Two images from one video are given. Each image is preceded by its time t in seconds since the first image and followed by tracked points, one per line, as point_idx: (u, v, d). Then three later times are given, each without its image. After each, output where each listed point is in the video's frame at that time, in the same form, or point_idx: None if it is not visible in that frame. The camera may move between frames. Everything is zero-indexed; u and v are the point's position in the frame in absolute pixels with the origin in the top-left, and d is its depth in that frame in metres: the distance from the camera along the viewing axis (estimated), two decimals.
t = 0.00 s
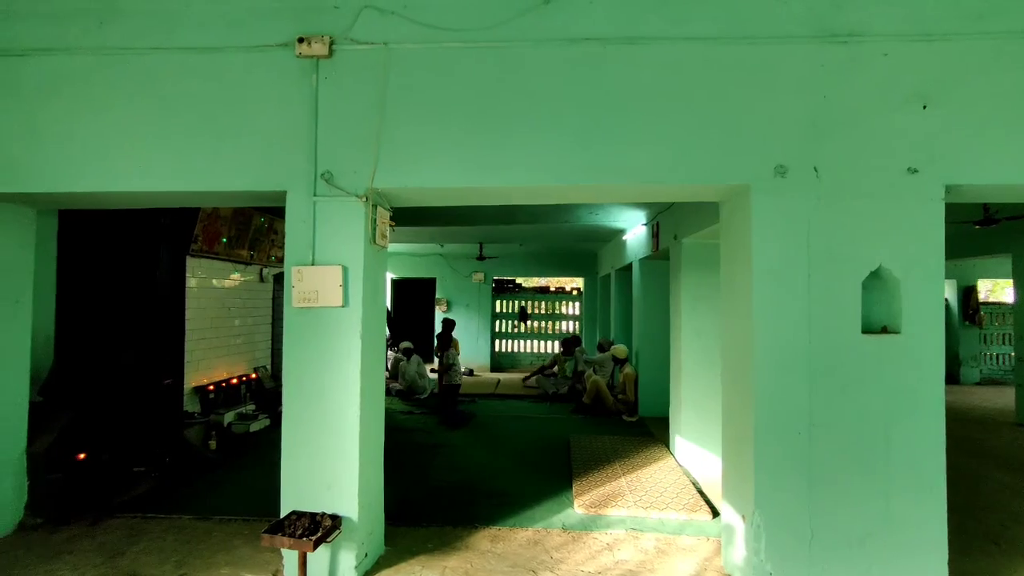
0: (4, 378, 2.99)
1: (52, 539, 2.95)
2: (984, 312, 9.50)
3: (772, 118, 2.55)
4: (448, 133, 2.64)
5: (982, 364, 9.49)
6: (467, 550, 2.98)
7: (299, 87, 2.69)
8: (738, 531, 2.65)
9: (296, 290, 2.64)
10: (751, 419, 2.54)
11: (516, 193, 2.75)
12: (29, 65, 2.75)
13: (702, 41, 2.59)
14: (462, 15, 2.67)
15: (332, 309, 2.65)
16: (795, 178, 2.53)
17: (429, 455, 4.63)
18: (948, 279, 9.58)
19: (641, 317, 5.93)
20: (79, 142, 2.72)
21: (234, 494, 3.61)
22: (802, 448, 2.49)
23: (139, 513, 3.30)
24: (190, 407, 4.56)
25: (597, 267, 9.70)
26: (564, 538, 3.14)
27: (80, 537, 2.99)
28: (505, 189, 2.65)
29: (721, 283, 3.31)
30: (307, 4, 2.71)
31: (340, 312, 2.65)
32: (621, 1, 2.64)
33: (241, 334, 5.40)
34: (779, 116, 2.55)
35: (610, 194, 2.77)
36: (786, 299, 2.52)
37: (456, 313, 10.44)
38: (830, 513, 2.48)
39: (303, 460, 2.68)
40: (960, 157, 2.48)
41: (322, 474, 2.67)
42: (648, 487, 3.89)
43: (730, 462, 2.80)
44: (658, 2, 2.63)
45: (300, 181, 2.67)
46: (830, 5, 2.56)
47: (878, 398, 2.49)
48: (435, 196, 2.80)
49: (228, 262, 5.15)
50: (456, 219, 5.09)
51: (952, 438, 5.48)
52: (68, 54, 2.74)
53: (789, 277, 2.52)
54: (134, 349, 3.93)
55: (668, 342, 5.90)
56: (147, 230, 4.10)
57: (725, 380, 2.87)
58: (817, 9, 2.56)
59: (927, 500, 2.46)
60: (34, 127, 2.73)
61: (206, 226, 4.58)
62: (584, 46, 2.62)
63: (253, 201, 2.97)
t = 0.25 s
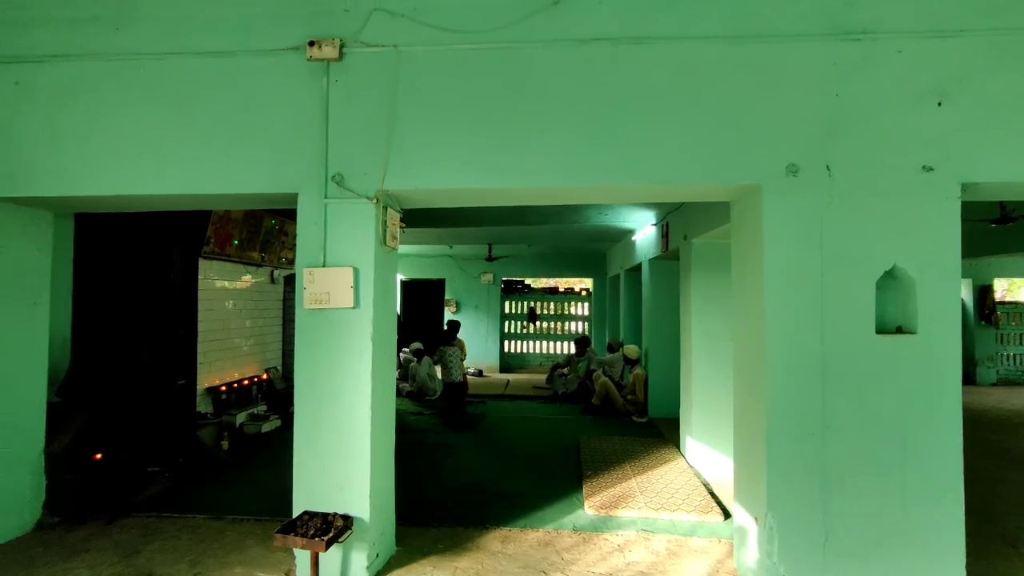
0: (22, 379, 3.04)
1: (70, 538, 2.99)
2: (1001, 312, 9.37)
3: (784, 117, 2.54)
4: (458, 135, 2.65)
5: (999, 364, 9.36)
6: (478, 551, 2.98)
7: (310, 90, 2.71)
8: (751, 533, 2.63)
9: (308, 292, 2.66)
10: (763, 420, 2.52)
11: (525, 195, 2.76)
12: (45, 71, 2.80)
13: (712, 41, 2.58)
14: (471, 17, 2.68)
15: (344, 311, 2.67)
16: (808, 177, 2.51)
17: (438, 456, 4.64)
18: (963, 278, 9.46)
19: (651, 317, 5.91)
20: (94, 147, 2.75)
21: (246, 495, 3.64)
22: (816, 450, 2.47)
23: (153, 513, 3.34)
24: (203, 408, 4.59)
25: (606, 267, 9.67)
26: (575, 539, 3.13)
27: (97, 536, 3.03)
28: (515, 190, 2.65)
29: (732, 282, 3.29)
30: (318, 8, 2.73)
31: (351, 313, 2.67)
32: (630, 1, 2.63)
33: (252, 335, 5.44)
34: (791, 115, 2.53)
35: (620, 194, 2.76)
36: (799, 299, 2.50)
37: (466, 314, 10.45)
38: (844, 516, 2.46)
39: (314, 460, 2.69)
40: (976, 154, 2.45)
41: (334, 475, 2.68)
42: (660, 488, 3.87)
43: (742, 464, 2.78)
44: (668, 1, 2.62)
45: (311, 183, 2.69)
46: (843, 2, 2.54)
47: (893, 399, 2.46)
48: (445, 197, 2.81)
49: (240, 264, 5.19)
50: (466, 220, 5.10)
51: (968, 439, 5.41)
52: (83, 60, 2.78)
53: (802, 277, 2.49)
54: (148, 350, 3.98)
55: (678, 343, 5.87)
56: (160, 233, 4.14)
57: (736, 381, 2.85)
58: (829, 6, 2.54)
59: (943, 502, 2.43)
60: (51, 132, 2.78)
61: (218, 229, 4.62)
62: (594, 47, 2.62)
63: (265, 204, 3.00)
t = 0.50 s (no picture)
0: (45, 379, 3.10)
1: (92, 536, 3.05)
2: None
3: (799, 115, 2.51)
4: (471, 136, 2.66)
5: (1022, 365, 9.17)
6: (492, 552, 2.98)
7: (324, 94, 2.74)
8: (767, 536, 2.60)
9: (323, 293, 2.68)
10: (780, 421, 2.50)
11: (538, 196, 2.76)
12: (67, 78, 2.86)
13: (726, 39, 2.56)
14: (483, 19, 2.68)
15: (358, 312, 2.69)
16: (824, 176, 2.48)
17: (452, 457, 4.66)
18: (985, 277, 9.27)
19: (664, 318, 5.88)
20: (115, 152, 2.81)
21: (262, 494, 3.68)
22: (834, 452, 2.44)
23: (172, 512, 3.39)
24: (219, 408, 4.65)
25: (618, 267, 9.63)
26: (589, 540, 3.12)
27: (119, 534, 3.08)
28: (528, 190, 2.66)
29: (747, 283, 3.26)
30: (331, 12, 2.76)
31: (366, 315, 2.69)
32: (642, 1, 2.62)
33: (267, 337, 5.50)
34: (806, 113, 2.51)
35: (633, 194, 2.75)
36: (816, 299, 2.47)
37: (478, 315, 10.47)
38: (863, 519, 2.42)
39: (329, 461, 2.72)
40: (998, 151, 2.40)
41: (349, 475, 2.70)
42: (674, 490, 3.84)
43: (758, 466, 2.75)
44: None
45: (326, 186, 2.72)
46: None
47: (914, 400, 2.42)
48: (458, 199, 2.83)
49: (255, 266, 5.25)
50: (478, 222, 5.11)
51: (991, 441, 5.30)
52: (104, 67, 2.83)
53: (819, 277, 2.46)
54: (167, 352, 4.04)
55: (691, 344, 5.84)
56: (178, 236, 4.20)
57: (752, 383, 2.82)
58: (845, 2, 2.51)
59: (966, 505, 2.39)
60: (73, 138, 2.83)
61: (233, 231, 4.67)
62: (606, 47, 2.62)
63: (280, 206, 3.03)
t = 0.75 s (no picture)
0: (72, 379, 3.18)
1: (118, 533, 3.12)
2: None
3: (819, 112, 2.47)
4: (488, 138, 2.66)
5: None
6: (509, 552, 2.98)
7: (342, 97, 2.77)
8: (788, 539, 2.57)
9: (341, 294, 2.71)
10: (800, 423, 2.46)
11: (554, 196, 2.75)
12: (93, 85, 2.93)
13: (744, 37, 2.54)
14: (499, 21, 2.69)
15: (375, 313, 2.71)
16: (845, 174, 2.44)
17: (468, 457, 4.68)
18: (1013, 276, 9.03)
19: (680, 318, 5.84)
20: (139, 157, 2.87)
21: (282, 493, 3.72)
22: (857, 454, 2.40)
23: (195, 510, 3.45)
24: (239, 408, 4.72)
25: (634, 266, 9.58)
26: (606, 542, 3.11)
27: (143, 531, 3.15)
28: (544, 191, 2.66)
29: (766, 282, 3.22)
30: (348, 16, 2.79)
31: (384, 316, 2.71)
32: None
33: (286, 337, 5.57)
34: (827, 110, 2.47)
35: (651, 194, 2.73)
36: (837, 299, 2.43)
37: (493, 316, 10.48)
38: (887, 522, 2.38)
39: (348, 460, 2.74)
40: None
41: (368, 475, 2.73)
42: (692, 492, 3.81)
43: (778, 468, 2.72)
44: None
45: (344, 188, 2.74)
46: None
47: (940, 402, 2.38)
48: (474, 200, 2.84)
49: (274, 268, 5.32)
50: (494, 223, 5.12)
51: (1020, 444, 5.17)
52: (128, 74, 2.90)
53: (841, 277, 2.43)
54: (189, 352, 4.07)
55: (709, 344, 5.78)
56: (200, 237, 4.23)
57: (772, 384, 2.79)
58: None
59: (995, 509, 2.33)
60: (99, 144, 2.90)
61: (252, 234, 4.73)
62: (622, 46, 2.61)
63: (299, 209, 3.07)
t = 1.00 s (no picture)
0: (102, 378, 3.26)
1: (147, 529, 3.19)
2: None
3: (844, 108, 2.43)
4: (508, 139, 2.67)
5: None
6: (529, 553, 2.98)
7: (363, 100, 2.80)
8: (813, 543, 2.52)
9: (362, 295, 2.74)
10: (826, 426, 2.42)
11: (574, 197, 2.75)
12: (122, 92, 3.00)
13: (766, 34, 2.50)
14: (518, 22, 2.69)
15: (396, 314, 2.73)
16: (872, 171, 2.39)
17: (487, 458, 4.69)
18: None
19: (700, 318, 5.77)
20: (167, 162, 2.93)
21: (304, 492, 3.77)
22: (885, 458, 2.35)
23: (221, 507, 3.52)
24: (262, 407, 4.80)
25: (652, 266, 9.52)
26: (627, 544, 3.09)
27: (171, 527, 3.21)
28: (564, 192, 2.65)
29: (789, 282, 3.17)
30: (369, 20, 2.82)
31: (405, 317, 2.73)
32: None
33: (306, 338, 5.64)
34: (852, 106, 2.42)
35: (671, 193, 2.71)
36: (864, 299, 2.38)
37: (511, 316, 10.48)
38: (917, 528, 2.33)
39: (370, 460, 2.77)
40: None
41: (389, 474, 2.75)
42: (713, 494, 3.77)
43: (802, 471, 2.68)
44: None
45: (365, 190, 2.77)
46: None
47: (972, 404, 2.32)
48: (494, 201, 2.84)
49: (294, 269, 5.39)
50: (512, 223, 5.12)
51: None
52: (155, 80, 2.96)
53: (868, 276, 2.38)
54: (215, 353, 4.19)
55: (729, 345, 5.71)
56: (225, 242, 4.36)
57: (795, 385, 2.74)
58: None
59: None
60: (128, 150, 2.98)
61: (274, 236, 4.80)
62: (641, 45, 2.59)
63: (320, 211, 3.10)
